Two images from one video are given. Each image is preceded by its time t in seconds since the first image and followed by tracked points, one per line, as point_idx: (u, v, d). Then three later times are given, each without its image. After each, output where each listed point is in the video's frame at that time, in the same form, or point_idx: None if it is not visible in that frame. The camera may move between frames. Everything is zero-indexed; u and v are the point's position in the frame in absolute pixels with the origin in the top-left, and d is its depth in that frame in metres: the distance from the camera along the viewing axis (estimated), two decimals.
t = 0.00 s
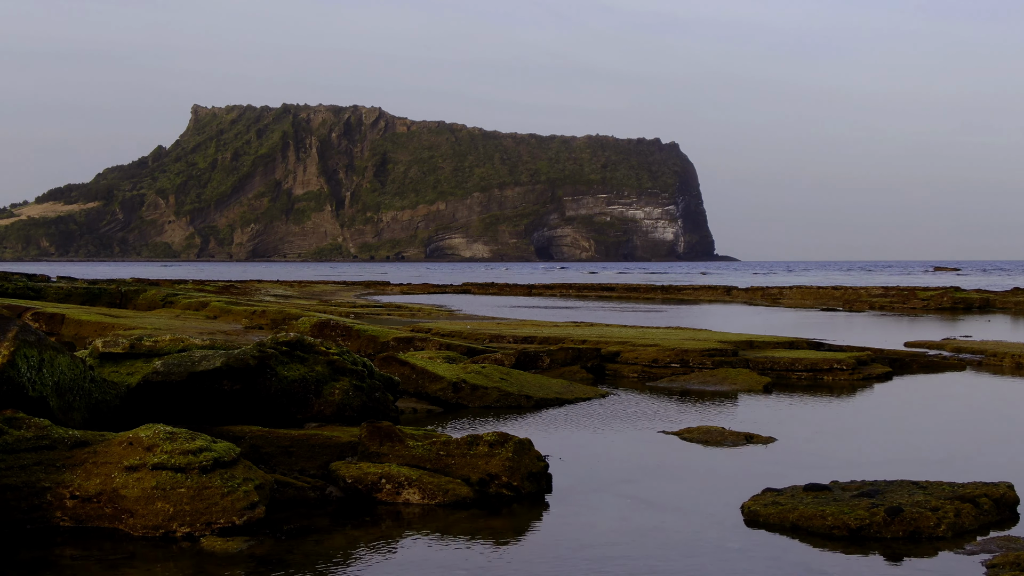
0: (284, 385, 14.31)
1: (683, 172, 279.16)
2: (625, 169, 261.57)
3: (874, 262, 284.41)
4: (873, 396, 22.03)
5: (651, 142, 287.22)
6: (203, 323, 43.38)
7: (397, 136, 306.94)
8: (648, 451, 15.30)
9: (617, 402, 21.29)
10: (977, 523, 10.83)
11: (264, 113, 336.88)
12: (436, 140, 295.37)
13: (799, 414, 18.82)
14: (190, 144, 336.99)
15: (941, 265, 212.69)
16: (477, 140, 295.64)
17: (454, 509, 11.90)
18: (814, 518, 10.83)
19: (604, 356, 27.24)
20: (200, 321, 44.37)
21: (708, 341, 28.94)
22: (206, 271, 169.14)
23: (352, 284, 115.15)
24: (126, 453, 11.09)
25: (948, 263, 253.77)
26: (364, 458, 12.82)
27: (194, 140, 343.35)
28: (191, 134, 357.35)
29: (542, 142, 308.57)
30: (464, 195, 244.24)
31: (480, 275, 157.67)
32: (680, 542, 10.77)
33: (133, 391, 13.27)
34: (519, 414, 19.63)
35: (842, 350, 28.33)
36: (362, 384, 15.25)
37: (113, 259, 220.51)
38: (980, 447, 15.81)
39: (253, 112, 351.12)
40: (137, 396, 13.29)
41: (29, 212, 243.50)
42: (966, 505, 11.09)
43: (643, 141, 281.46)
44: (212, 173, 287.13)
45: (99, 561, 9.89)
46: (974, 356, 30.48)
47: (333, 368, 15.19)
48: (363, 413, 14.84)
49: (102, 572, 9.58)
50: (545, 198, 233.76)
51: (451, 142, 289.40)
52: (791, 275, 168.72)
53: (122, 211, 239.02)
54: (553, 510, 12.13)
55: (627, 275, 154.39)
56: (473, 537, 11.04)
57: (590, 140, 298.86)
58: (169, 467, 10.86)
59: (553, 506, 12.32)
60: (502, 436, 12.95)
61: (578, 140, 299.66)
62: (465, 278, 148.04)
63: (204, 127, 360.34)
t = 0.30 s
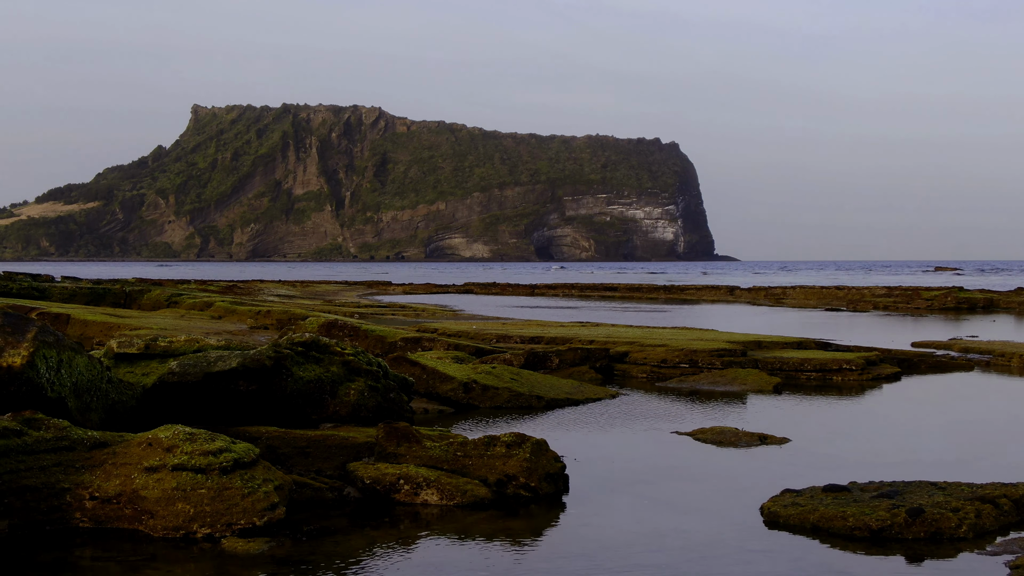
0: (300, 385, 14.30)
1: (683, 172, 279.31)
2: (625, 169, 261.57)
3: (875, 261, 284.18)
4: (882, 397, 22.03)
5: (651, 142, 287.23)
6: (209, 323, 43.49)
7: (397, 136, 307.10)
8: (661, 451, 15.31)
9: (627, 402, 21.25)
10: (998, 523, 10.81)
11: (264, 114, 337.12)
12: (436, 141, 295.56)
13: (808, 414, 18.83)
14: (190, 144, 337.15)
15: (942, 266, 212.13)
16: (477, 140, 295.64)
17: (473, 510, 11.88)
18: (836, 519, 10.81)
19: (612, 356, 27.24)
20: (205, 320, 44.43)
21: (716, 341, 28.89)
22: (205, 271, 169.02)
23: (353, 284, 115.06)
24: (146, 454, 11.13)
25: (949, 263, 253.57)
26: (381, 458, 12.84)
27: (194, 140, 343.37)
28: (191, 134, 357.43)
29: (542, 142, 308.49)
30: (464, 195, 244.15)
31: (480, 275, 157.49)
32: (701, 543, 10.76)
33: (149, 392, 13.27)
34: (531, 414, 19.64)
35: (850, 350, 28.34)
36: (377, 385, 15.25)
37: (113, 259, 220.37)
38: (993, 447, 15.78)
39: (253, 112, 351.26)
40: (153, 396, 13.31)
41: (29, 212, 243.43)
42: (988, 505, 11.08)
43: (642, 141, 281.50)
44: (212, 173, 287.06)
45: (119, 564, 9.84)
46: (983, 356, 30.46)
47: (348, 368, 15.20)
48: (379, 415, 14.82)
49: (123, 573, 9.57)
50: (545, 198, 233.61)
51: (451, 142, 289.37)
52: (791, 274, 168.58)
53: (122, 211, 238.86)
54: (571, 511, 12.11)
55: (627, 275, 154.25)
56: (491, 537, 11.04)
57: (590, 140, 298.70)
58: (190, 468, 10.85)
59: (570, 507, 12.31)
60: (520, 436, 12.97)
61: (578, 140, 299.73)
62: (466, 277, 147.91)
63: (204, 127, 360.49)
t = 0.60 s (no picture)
0: (315, 386, 14.26)
1: (683, 171, 279.44)
2: (625, 169, 261.61)
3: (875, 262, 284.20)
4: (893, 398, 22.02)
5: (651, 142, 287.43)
6: (214, 323, 43.54)
7: (397, 136, 307.08)
8: (675, 451, 15.31)
9: (637, 403, 21.22)
10: (1020, 525, 10.77)
11: (264, 114, 337.20)
12: (436, 141, 295.61)
13: (821, 415, 18.78)
14: (190, 144, 337.19)
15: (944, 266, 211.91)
16: (477, 140, 295.59)
17: (492, 510, 11.87)
18: (855, 520, 10.80)
19: (621, 356, 27.24)
20: (210, 321, 44.49)
21: (725, 341, 28.89)
22: (206, 271, 168.96)
23: (355, 284, 115.08)
24: (166, 455, 11.13)
25: (949, 263, 253.54)
26: (398, 458, 12.85)
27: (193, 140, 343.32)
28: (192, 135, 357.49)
29: (542, 142, 308.32)
30: (464, 195, 244.13)
31: (480, 275, 157.48)
32: (719, 543, 10.77)
33: (165, 392, 13.25)
34: (542, 415, 19.62)
35: (859, 351, 28.33)
36: (392, 386, 15.23)
37: (113, 259, 220.38)
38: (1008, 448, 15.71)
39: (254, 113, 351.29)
40: (169, 396, 13.29)
41: (29, 212, 243.34)
42: (1010, 506, 11.04)
43: (642, 141, 281.68)
44: (212, 173, 287.09)
45: (140, 564, 9.85)
46: (990, 356, 30.45)
47: (363, 369, 15.18)
48: (394, 416, 14.80)
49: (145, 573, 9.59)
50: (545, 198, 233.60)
51: (451, 142, 289.50)
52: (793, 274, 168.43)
53: (122, 211, 238.86)
54: (588, 511, 12.11)
55: (629, 275, 154.20)
56: (509, 538, 11.01)
57: (590, 140, 298.73)
58: (210, 468, 10.85)
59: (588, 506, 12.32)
60: (537, 438, 12.97)
61: (578, 140, 299.72)
62: (467, 278, 147.91)
63: (204, 127, 360.58)
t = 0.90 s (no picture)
0: (331, 387, 14.28)
1: (683, 172, 279.72)
2: (626, 169, 261.74)
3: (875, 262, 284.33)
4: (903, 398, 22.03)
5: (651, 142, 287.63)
6: (219, 323, 43.65)
7: (397, 136, 307.35)
8: (690, 452, 15.34)
9: (648, 404, 21.21)
10: None
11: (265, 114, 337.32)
12: (437, 141, 295.58)
13: (834, 416, 18.77)
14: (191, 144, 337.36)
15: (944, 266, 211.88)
16: (477, 140, 295.72)
17: (510, 511, 11.88)
18: (876, 521, 10.81)
19: (630, 357, 27.25)
20: (215, 321, 44.57)
21: (734, 342, 28.90)
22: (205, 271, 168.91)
23: (356, 284, 115.11)
24: (186, 455, 11.13)
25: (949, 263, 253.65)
26: (415, 459, 12.88)
27: (194, 141, 343.43)
28: (192, 135, 357.59)
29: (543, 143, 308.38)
30: (464, 195, 244.06)
31: (480, 275, 157.51)
32: (741, 545, 10.75)
33: (182, 393, 13.28)
34: (554, 415, 19.63)
35: (868, 351, 28.36)
36: (408, 386, 15.25)
37: (113, 259, 220.28)
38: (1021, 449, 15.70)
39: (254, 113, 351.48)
40: (186, 396, 13.32)
41: (30, 212, 243.30)
42: None
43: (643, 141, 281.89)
44: (213, 173, 287.24)
45: (161, 564, 9.84)
46: (997, 357, 30.48)
47: (379, 369, 15.21)
48: (409, 417, 14.82)
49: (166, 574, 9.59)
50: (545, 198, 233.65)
51: (451, 142, 289.63)
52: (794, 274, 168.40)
53: (122, 211, 238.87)
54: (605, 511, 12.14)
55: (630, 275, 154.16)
56: (527, 539, 11.01)
57: (590, 140, 298.83)
58: (231, 469, 10.85)
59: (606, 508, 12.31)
60: (555, 439, 12.99)
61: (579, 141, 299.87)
62: (468, 278, 147.93)
63: (205, 127, 360.36)
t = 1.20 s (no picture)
0: (346, 386, 14.32)
1: (683, 172, 279.79)
2: (626, 169, 261.76)
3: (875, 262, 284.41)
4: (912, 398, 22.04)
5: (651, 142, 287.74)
6: (225, 324, 43.71)
7: (397, 136, 307.26)
8: (704, 451, 15.35)
9: (658, 404, 21.20)
10: None
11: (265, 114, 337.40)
12: (437, 141, 295.55)
13: (846, 416, 18.76)
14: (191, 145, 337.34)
15: (944, 266, 212.00)
16: (477, 140, 295.70)
17: (528, 510, 11.90)
18: (896, 521, 10.82)
19: (638, 357, 27.27)
20: (220, 321, 44.59)
21: (741, 342, 28.92)
22: (206, 272, 168.85)
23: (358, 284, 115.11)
24: (204, 455, 11.16)
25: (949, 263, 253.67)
26: (431, 459, 12.90)
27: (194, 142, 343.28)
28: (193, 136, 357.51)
29: (543, 143, 308.32)
30: (464, 195, 244.00)
31: (480, 275, 157.42)
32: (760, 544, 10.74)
33: (198, 393, 13.29)
34: (564, 415, 19.66)
35: (875, 351, 28.37)
36: (422, 386, 15.30)
37: (113, 259, 220.11)
38: None
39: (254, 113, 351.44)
40: (201, 395, 13.34)
41: (30, 212, 243.11)
42: None
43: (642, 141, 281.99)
44: (213, 173, 287.07)
45: (181, 564, 9.85)
46: (1004, 356, 30.50)
47: (393, 369, 15.28)
48: (423, 418, 14.87)
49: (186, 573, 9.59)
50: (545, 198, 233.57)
51: (451, 142, 289.57)
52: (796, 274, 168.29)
53: (122, 211, 238.75)
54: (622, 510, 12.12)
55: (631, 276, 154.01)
56: (545, 539, 11.01)
57: (590, 140, 298.75)
58: (250, 468, 10.89)
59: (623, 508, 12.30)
60: (570, 439, 13.01)
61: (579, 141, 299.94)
62: (469, 278, 147.84)
63: (204, 127, 360.18)
